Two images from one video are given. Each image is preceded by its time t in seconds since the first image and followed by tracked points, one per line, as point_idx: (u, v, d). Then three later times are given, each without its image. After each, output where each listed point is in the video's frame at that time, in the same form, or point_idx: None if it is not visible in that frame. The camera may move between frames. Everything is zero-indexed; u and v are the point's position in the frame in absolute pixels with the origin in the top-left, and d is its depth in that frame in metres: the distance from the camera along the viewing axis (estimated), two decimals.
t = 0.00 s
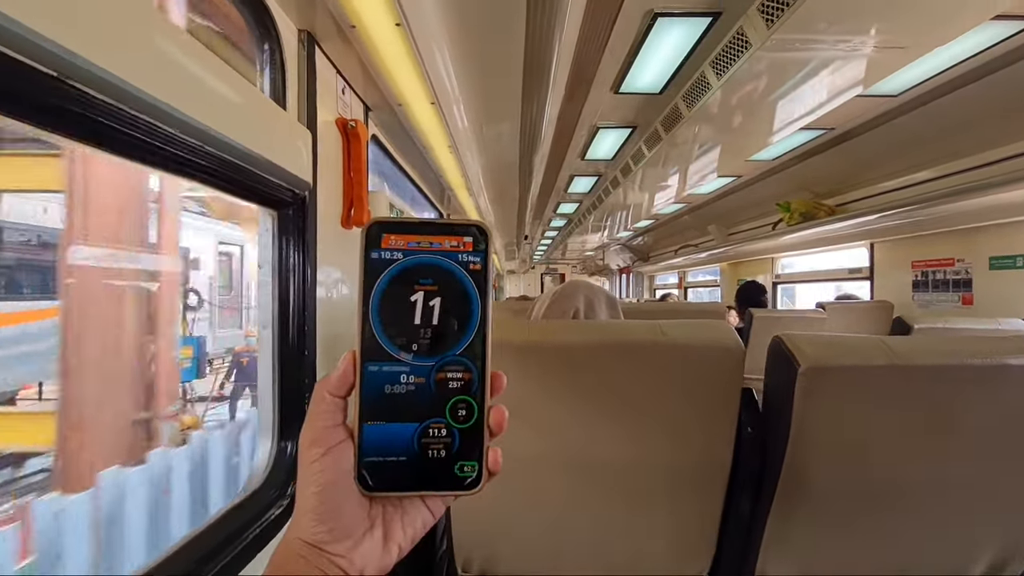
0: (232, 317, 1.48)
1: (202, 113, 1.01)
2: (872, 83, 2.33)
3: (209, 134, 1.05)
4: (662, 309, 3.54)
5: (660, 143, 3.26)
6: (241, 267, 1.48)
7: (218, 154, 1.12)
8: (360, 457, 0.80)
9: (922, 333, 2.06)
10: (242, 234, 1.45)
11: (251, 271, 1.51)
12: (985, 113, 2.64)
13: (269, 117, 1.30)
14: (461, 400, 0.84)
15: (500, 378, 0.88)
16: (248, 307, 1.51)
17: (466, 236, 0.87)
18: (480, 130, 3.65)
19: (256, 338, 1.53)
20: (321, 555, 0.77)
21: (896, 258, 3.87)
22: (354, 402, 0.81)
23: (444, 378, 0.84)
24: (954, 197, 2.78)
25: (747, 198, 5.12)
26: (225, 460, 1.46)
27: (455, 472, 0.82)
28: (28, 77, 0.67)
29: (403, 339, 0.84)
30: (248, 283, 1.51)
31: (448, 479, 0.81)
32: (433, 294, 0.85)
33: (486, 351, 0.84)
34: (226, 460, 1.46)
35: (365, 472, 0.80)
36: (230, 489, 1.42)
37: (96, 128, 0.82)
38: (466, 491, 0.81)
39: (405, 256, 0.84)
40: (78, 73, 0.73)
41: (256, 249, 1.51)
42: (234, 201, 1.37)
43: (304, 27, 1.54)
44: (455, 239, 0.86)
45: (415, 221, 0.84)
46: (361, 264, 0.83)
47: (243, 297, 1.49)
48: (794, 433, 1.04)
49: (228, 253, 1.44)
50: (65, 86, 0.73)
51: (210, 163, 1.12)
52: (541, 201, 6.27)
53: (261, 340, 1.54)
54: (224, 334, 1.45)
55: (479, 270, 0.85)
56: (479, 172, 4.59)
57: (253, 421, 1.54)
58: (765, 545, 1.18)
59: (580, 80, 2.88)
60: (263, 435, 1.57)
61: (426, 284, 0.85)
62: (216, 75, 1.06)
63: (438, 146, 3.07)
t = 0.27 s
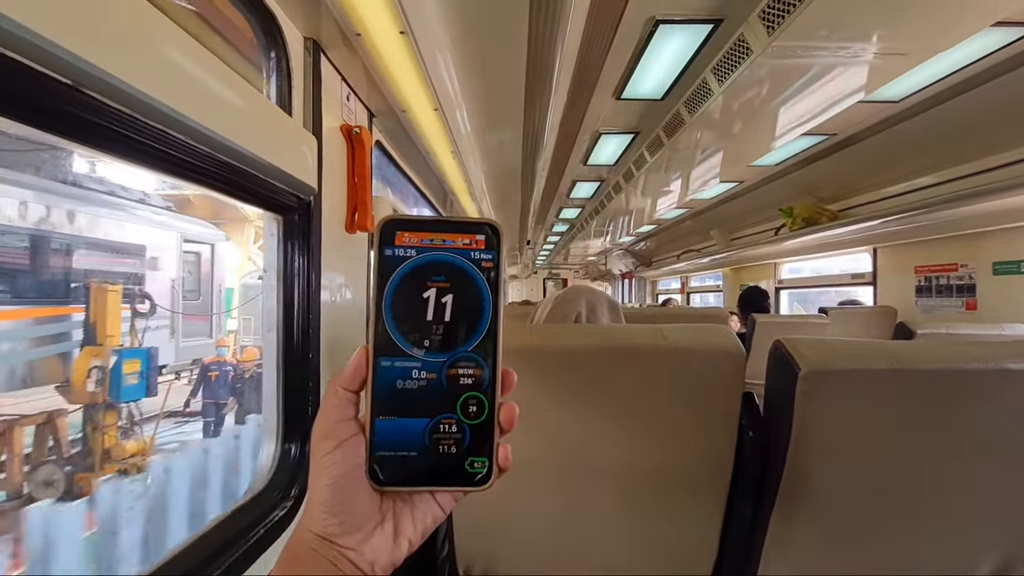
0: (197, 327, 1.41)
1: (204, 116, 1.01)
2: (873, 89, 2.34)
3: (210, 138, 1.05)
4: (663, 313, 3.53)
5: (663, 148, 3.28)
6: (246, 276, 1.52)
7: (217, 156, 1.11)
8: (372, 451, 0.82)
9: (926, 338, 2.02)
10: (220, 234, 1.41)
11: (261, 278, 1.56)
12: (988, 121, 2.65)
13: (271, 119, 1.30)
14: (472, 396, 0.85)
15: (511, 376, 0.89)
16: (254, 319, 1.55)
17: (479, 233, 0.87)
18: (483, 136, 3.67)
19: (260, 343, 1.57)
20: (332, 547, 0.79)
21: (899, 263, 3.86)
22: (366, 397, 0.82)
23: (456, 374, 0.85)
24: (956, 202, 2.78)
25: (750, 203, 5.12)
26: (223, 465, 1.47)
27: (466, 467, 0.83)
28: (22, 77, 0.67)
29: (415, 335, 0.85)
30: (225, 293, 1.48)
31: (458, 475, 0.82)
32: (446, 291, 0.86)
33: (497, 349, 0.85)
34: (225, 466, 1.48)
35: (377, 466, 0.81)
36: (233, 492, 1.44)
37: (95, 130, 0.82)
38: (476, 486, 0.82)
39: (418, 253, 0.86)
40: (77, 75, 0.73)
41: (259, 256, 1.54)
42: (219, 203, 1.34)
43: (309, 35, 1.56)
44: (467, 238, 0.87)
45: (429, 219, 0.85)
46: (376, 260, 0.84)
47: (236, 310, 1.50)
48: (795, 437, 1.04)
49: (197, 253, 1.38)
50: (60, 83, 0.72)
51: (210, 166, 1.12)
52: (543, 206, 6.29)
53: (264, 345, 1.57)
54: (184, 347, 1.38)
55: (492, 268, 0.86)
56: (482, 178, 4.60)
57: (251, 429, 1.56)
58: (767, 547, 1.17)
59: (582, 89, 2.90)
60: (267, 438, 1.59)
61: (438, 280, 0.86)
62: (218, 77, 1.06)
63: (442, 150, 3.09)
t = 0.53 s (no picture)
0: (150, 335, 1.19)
1: (204, 121, 1.02)
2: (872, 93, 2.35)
3: (211, 141, 1.06)
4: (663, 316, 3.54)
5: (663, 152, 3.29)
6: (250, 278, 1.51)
7: (218, 160, 1.12)
8: (374, 446, 0.82)
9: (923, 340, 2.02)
10: (179, 231, 1.23)
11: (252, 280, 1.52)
12: (987, 125, 2.66)
13: (271, 123, 1.30)
14: (471, 391, 0.85)
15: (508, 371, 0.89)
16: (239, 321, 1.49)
17: (477, 233, 0.88)
18: (483, 141, 3.69)
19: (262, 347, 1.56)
20: (336, 538, 0.83)
21: (900, 266, 3.86)
22: (368, 393, 0.83)
23: (455, 370, 0.86)
24: (956, 205, 2.78)
25: (750, 207, 5.12)
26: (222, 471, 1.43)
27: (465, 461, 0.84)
28: (27, 82, 0.68)
29: (415, 333, 0.86)
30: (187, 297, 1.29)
31: (458, 468, 0.83)
32: (445, 289, 0.87)
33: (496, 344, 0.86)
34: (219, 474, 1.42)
35: (379, 460, 0.82)
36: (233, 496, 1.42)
37: (98, 135, 0.83)
38: (476, 479, 0.83)
39: (418, 253, 0.86)
40: (81, 81, 0.74)
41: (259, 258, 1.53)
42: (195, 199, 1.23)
43: (310, 42, 1.57)
44: (465, 237, 0.87)
45: (428, 220, 0.86)
46: (376, 259, 0.85)
47: (213, 311, 1.39)
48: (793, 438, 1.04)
49: (154, 253, 1.19)
50: (63, 87, 0.73)
51: (211, 170, 1.12)
52: (544, 210, 6.31)
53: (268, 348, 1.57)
54: (134, 360, 1.16)
55: (489, 267, 0.87)
56: (482, 182, 4.62)
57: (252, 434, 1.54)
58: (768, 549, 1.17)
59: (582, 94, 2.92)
60: (268, 441, 1.58)
61: (438, 279, 0.87)
62: (218, 82, 1.07)
63: (443, 154, 3.11)
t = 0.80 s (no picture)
0: (87, 343, 1.05)
1: (205, 126, 1.02)
2: (869, 95, 2.35)
3: (211, 146, 1.06)
4: (662, 318, 3.54)
5: (661, 155, 3.30)
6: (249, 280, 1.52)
7: (219, 164, 1.12)
8: (376, 449, 0.83)
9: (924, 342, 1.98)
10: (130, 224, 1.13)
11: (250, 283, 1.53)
12: (985, 127, 2.67)
13: (271, 127, 1.31)
14: (469, 395, 0.85)
15: (505, 374, 0.90)
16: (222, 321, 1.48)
17: (472, 240, 0.89)
18: (482, 144, 3.70)
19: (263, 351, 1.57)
20: (339, 539, 0.83)
21: (899, 268, 3.86)
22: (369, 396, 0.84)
23: (454, 373, 0.86)
24: (954, 207, 2.79)
25: (749, 209, 5.13)
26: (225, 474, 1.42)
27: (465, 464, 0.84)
28: (31, 89, 0.68)
29: (414, 338, 0.86)
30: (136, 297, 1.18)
31: (458, 471, 0.83)
32: (442, 296, 0.87)
33: (493, 347, 0.86)
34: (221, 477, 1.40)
35: (380, 463, 0.82)
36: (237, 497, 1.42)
37: (101, 141, 0.83)
38: (476, 481, 0.83)
39: (416, 261, 0.87)
40: (84, 87, 0.75)
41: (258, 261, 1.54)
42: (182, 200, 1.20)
43: (309, 46, 1.58)
44: (460, 245, 0.88)
45: (425, 229, 0.87)
46: (374, 270, 0.86)
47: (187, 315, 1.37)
48: (792, 440, 1.05)
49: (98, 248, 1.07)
50: (65, 94, 0.73)
51: (211, 175, 1.13)
52: (543, 213, 6.32)
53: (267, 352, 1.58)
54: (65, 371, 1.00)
55: (485, 273, 0.88)
56: (481, 185, 4.62)
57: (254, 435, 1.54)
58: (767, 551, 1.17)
59: (580, 96, 2.93)
60: (269, 443, 1.59)
61: (435, 285, 0.88)
62: (218, 87, 1.07)
63: (442, 157, 3.11)
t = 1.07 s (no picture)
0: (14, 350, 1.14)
1: (206, 126, 1.02)
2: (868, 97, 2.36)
3: (213, 147, 1.06)
4: (662, 320, 3.54)
5: (660, 157, 3.31)
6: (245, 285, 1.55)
7: (221, 166, 1.12)
8: (380, 449, 0.83)
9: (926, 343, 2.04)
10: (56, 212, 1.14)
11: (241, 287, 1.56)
12: (984, 129, 2.67)
13: (271, 130, 1.31)
14: (473, 395, 0.85)
15: (509, 375, 0.89)
16: (202, 324, 1.53)
17: (475, 240, 0.89)
18: (482, 146, 3.70)
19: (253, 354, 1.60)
20: (345, 537, 0.84)
21: (899, 269, 3.86)
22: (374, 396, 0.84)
23: (457, 373, 0.86)
24: (953, 208, 2.79)
25: (749, 211, 5.14)
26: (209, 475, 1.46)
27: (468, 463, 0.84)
28: (33, 89, 0.68)
29: (418, 339, 0.87)
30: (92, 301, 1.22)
31: (462, 470, 0.83)
32: (446, 296, 0.87)
33: (496, 347, 0.86)
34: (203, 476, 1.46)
35: (384, 462, 0.83)
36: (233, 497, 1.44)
37: (103, 140, 0.83)
38: (479, 481, 0.83)
39: (419, 262, 0.88)
40: (89, 92, 0.76)
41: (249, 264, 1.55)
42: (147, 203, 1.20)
43: (310, 49, 1.58)
44: (463, 245, 0.88)
45: (428, 229, 0.88)
46: (379, 270, 0.87)
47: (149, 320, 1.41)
48: (794, 441, 1.05)
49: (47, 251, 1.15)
50: (68, 95, 0.73)
51: (213, 176, 1.13)
52: (543, 216, 6.33)
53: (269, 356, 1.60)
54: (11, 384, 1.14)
55: (488, 273, 0.88)
56: (481, 187, 4.63)
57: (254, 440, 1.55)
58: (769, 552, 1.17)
59: (580, 99, 2.94)
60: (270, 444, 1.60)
61: (439, 286, 0.88)
62: (218, 90, 1.07)
63: (443, 160, 3.12)
